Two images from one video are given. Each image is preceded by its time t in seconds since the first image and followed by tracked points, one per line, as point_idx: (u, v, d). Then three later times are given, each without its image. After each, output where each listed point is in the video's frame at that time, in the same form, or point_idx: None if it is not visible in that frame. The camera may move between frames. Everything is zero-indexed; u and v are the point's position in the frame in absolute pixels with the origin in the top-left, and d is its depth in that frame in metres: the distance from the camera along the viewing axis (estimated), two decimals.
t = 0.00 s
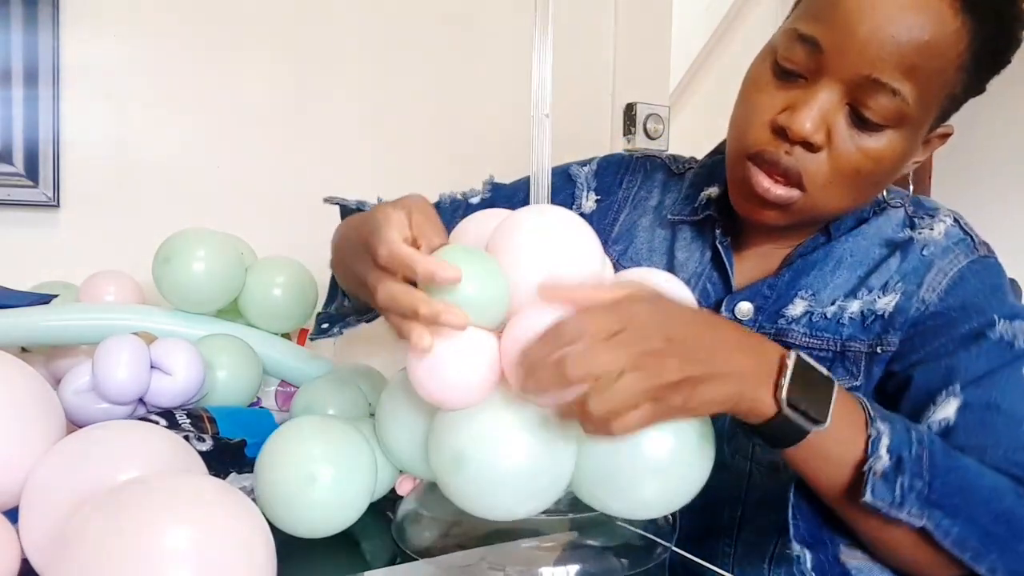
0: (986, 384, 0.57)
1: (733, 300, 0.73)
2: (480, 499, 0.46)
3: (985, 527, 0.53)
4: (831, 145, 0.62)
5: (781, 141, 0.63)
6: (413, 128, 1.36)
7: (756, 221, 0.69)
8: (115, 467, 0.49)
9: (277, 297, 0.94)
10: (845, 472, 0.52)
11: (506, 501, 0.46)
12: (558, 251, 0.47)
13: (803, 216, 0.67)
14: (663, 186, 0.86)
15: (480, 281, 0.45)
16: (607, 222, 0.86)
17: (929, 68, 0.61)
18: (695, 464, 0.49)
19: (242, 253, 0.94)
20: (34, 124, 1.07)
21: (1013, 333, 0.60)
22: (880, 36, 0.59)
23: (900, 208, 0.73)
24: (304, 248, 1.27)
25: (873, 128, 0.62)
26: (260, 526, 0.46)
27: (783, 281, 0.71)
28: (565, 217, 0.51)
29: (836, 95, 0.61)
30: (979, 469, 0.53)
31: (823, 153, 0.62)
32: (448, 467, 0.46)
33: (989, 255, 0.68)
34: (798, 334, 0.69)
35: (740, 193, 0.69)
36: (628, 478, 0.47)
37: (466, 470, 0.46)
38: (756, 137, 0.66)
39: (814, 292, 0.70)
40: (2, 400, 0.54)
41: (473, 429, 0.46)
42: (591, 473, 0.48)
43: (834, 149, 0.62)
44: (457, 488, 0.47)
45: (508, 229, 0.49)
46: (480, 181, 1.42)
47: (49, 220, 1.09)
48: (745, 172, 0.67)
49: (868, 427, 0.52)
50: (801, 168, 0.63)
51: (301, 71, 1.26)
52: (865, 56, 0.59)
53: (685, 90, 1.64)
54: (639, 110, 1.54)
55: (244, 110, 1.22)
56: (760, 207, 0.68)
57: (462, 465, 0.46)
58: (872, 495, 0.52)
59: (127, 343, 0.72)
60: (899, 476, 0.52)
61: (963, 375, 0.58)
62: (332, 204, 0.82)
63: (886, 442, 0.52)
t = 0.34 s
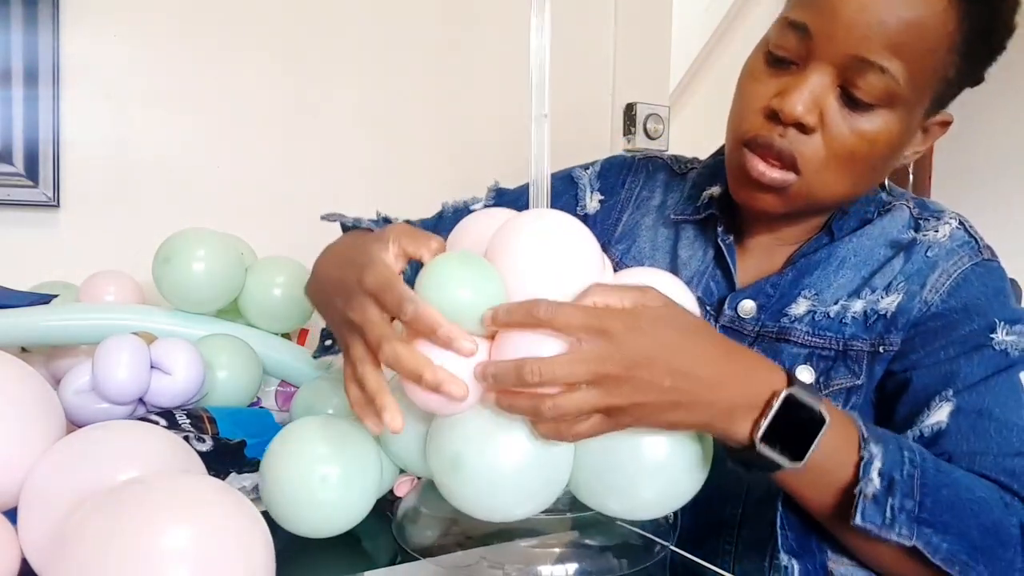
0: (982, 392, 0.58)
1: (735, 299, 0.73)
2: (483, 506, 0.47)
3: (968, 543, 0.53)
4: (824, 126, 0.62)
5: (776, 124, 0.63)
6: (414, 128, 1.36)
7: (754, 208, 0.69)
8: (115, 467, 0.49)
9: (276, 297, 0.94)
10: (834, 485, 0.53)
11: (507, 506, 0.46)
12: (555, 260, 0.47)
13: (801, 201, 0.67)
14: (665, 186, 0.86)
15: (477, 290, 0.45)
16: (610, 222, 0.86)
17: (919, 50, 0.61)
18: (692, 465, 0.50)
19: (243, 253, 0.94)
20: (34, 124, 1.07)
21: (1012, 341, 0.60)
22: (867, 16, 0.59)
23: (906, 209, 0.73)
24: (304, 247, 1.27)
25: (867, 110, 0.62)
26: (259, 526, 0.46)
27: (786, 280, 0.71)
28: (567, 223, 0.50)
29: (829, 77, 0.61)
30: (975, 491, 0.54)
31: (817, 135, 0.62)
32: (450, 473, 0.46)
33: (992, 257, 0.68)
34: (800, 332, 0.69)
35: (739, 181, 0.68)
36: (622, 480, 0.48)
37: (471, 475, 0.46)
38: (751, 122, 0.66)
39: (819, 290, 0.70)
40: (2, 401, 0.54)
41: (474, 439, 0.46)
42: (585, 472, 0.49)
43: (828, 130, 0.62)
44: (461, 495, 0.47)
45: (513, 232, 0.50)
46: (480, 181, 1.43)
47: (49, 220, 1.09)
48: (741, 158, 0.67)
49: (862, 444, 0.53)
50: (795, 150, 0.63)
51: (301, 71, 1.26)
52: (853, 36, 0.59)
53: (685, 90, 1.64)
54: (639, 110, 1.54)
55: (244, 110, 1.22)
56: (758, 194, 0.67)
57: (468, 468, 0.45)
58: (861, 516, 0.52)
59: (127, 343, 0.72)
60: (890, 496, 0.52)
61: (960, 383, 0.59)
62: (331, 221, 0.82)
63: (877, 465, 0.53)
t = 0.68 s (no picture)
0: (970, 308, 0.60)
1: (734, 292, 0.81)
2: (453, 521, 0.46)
3: (983, 407, 0.52)
4: (724, 71, 0.77)
5: (686, 90, 0.79)
6: (414, 128, 1.36)
7: (713, 157, 0.78)
8: (115, 468, 0.49)
9: (277, 298, 0.93)
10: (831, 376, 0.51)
11: (484, 521, 0.46)
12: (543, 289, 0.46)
13: (743, 135, 0.78)
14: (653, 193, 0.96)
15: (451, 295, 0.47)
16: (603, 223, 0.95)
17: None
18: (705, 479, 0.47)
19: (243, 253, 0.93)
20: (34, 124, 1.06)
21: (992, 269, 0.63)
22: None
23: (878, 186, 0.80)
24: (304, 248, 1.27)
25: (755, 45, 0.77)
26: (259, 526, 0.46)
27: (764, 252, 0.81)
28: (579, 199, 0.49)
29: (713, 42, 0.78)
30: (975, 368, 0.53)
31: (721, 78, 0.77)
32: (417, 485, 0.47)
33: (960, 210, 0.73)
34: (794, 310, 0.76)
35: (685, 136, 0.79)
36: (611, 503, 0.46)
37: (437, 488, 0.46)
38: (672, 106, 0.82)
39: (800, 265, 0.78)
40: (3, 401, 0.54)
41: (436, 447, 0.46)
42: (570, 492, 0.47)
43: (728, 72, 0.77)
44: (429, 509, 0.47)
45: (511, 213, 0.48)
46: (480, 181, 1.44)
47: (49, 220, 1.09)
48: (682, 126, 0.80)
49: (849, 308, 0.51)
50: (711, 99, 0.77)
51: (302, 70, 1.26)
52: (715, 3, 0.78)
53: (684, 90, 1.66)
54: (639, 111, 1.55)
55: (245, 110, 1.22)
56: (703, 145, 0.78)
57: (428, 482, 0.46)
58: (866, 365, 0.50)
59: (127, 343, 0.72)
60: (891, 349, 0.51)
61: (942, 303, 0.62)
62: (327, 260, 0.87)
63: (870, 318, 0.51)
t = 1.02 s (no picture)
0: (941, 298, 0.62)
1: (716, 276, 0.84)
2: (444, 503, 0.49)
3: (944, 398, 0.56)
4: (701, 72, 0.80)
5: (666, 94, 0.82)
6: (414, 128, 1.36)
7: (697, 156, 0.81)
8: (115, 467, 0.49)
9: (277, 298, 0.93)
10: (800, 363, 0.56)
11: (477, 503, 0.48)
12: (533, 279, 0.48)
13: (724, 132, 0.81)
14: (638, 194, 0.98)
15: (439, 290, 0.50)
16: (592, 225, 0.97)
17: None
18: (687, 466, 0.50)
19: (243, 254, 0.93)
20: (34, 124, 1.06)
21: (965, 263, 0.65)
22: None
23: (856, 181, 0.80)
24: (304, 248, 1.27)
25: (727, 45, 0.80)
26: (259, 526, 0.46)
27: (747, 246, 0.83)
28: (574, 190, 0.54)
29: (687, 46, 0.81)
30: (938, 358, 0.57)
31: (699, 78, 0.80)
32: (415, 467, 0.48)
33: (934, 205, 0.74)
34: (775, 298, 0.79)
35: (668, 139, 0.82)
36: (597, 485, 0.47)
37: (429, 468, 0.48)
38: (652, 111, 0.84)
39: (781, 258, 0.80)
40: (3, 401, 0.54)
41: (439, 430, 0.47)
42: (559, 476, 0.49)
43: (705, 72, 0.80)
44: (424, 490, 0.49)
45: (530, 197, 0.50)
46: (480, 181, 1.44)
47: (49, 220, 1.09)
48: (664, 129, 0.82)
49: (818, 300, 0.56)
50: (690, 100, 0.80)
51: (302, 70, 1.26)
52: (686, 9, 0.81)
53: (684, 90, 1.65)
54: (639, 111, 1.55)
55: (245, 110, 1.22)
56: (687, 146, 0.81)
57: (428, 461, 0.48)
58: (834, 356, 0.54)
59: (128, 343, 0.72)
60: (857, 341, 0.55)
61: (916, 294, 0.63)
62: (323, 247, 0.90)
63: (838, 313, 0.56)
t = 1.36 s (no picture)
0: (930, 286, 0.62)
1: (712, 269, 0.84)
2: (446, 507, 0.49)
3: (920, 378, 0.56)
4: (699, 72, 0.80)
5: (665, 95, 0.82)
6: (415, 128, 1.36)
7: (698, 156, 0.82)
8: (115, 467, 0.49)
9: (279, 298, 0.93)
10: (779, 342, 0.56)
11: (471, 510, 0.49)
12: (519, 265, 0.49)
13: (724, 131, 0.81)
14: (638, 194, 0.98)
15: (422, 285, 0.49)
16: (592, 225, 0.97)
17: None
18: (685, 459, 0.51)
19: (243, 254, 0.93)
20: (34, 124, 1.06)
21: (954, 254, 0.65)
22: None
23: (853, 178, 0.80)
24: (304, 248, 1.27)
25: (725, 45, 0.80)
26: (258, 526, 0.46)
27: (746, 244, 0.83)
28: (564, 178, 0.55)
29: (684, 47, 0.82)
30: (917, 341, 0.57)
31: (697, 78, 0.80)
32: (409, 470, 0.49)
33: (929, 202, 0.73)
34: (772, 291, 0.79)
35: (669, 139, 0.83)
36: (593, 486, 0.49)
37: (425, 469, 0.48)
38: (652, 112, 0.85)
39: (779, 253, 0.80)
40: (2, 401, 0.54)
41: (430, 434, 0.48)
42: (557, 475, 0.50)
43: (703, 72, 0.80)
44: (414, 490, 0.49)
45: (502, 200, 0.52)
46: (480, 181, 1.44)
47: (49, 220, 1.09)
48: (664, 130, 0.83)
49: (794, 284, 0.57)
50: (689, 100, 0.80)
51: (303, 70, 1.26)
52: (683, 11, 0.81)
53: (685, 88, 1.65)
54: (639, 111, 1.56)
55: (245, 110, 1.22)
56: (687, 146, 0.82)
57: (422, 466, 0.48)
58: (806, 336, 0.55)
59: (127, 343, 0.72)
60: (833, 322, 0.56)
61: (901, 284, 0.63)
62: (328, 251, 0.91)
63: (813, 295, 0.56)
